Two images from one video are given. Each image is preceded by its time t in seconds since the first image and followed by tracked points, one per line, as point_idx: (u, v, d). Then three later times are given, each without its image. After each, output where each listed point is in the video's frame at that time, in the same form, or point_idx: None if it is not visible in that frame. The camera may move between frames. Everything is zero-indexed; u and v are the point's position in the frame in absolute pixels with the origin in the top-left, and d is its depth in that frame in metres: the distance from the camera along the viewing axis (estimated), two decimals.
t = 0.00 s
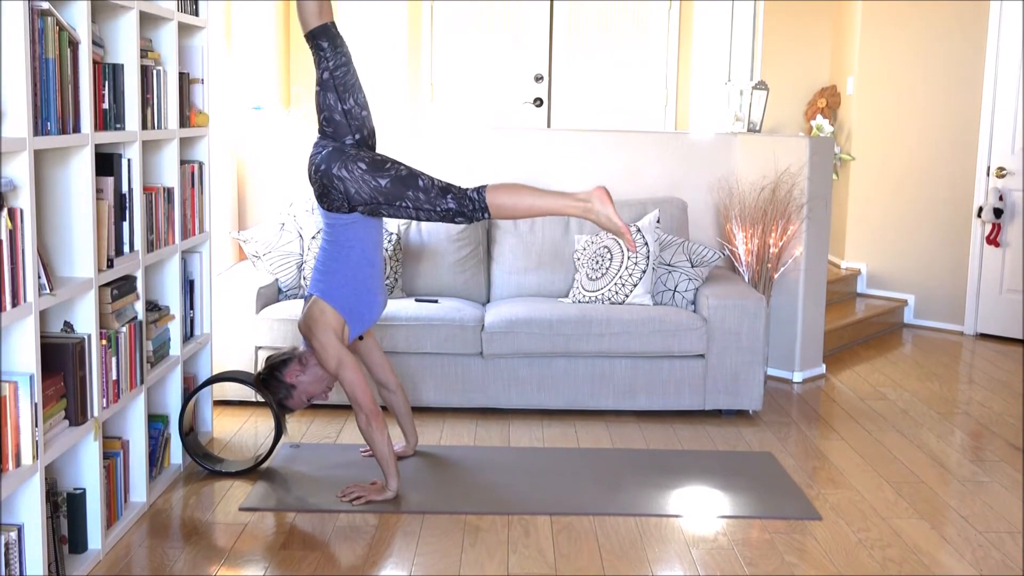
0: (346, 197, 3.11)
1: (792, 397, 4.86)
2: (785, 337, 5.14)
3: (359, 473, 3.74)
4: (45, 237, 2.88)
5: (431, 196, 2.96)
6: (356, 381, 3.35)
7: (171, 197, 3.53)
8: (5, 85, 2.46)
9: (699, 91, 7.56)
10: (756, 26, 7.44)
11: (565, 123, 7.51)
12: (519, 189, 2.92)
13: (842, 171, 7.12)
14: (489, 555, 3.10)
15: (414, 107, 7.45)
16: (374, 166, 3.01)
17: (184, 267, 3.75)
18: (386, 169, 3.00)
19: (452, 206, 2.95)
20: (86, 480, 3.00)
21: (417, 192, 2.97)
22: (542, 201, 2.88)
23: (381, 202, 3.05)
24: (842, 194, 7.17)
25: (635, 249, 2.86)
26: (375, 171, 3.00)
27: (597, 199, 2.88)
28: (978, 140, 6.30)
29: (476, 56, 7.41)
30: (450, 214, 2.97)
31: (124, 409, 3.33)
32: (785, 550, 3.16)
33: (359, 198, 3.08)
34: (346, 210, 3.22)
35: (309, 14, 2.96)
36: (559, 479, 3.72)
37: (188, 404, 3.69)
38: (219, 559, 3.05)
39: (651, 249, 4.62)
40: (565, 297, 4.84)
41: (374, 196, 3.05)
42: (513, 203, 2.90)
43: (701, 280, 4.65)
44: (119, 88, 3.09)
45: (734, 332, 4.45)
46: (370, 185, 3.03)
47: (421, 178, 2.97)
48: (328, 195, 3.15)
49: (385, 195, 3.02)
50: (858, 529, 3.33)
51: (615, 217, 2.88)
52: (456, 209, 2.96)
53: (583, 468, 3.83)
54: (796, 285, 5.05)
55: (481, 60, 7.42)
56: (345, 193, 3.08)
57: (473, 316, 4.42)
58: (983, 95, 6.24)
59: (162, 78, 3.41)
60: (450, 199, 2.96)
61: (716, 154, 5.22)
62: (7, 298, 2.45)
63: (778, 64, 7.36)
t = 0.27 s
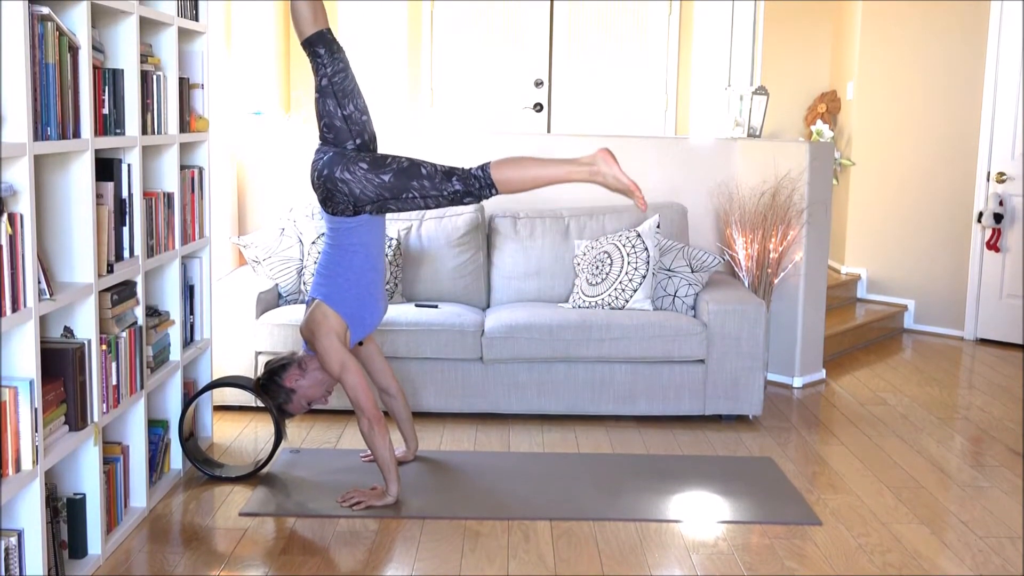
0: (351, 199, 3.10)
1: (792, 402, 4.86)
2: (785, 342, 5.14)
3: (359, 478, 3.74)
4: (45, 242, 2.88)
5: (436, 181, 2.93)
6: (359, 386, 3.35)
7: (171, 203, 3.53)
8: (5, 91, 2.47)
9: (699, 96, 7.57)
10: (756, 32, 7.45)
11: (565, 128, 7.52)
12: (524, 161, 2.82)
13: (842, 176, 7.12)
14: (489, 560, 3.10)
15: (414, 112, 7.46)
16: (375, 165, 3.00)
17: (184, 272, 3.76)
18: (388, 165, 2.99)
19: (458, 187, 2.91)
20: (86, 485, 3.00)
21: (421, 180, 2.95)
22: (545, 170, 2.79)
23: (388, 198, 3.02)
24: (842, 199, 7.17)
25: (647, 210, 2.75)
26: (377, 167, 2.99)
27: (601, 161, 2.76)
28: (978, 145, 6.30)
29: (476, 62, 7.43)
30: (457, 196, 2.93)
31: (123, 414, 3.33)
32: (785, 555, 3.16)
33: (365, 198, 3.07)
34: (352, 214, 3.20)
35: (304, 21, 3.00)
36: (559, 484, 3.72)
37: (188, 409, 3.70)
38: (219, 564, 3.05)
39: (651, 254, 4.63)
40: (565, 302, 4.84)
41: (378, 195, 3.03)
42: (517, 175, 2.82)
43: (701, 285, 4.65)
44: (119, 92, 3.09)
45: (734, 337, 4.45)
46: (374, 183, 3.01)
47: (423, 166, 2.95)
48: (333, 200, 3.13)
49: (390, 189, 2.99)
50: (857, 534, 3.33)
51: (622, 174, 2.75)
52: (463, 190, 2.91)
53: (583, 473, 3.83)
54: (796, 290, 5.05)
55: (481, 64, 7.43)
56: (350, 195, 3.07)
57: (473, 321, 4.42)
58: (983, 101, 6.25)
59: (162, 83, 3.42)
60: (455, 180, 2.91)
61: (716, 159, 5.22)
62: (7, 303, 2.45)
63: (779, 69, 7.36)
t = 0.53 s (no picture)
0: (357, 202, 3.10)
1: (792, 408, 4.86)
2: (785, 348, 5.14)
3: (359, 484, 3.74)
4: (46, 247, 2.89)
5: (440, 172, 2.95)
6: (359, 392, 3.36)
7: (171, 208, 3.54)
8: (5, 96, 2.47)
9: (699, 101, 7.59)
10: (756, 37, 7.46)
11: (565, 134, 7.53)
12: (524, 144, 2.87)
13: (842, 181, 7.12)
14: (489, 566, 3.10)
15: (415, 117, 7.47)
16: (378, 165, 3.01)
17: (184, 277, 3.76)
18: (390, 163, 3.00)
19: (463, 175, 2.93)
20: (86, 491, 3.00)
21: (425, 174, 2.96)
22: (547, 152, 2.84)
23: (394, 196, 3.03)
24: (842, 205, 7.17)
25: (651, 185, 2.79)
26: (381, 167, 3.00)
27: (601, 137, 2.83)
28: (978, 150, 6.31)
29: (476, 68, 7.44)
30: (462, 185, 2.95)
31: (123, 419, 3.33)
32: (785, 560, 3.16)
33: (371, 200, 3.07)
34: (356, 217, 3.20)
35: (310, 26, 2.99)
36: (558, 489, 3.72)
37: (188, 414, 3.70)
38: (219, 569, 3.05)
39: (651, 260, 4.63)
40: (564, 307, 4.85)
41: (384, 195, 3.04)
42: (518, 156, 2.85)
43: (701, 290, 4.65)
44: (119, 97, 3.10)
45: (734, 342, 4.45)
46: (378, 183, 3.02)
47: (426, 159, 2.98)
48: (339, 203, 3.14)
49: (395, 186, 3.00)
50: (857, 539, 3.33)
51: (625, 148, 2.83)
52: (467, 178, 2.94)
53: (582, 479, 3.83)
54: (796, 296, 5.05)
55: (481, 70, 7.45)
56: (355, 197, 3.07)
57: (473, 326, 4.42)
58: (983, 106, 6.26)
59: (162, 88, 3.42)
60: (459, 169, 2.94)
61: (716, 165, 5.23)
62: (7, 309, 2.46)
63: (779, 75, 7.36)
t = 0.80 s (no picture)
0: (354, 207, 3.12)
1: (792, 413, 4.86)
2: (785, 353, 5.14)
3: (359, 489, 3.74)
4: (45, 252, 2.89)
5: (436, 174, 2.99)
6: (359, 397, 3.36)
7: (171, 213, 3.54)
8: (5, 102, 2.48)
9: (699, 107, 7.60)
10: (756, 42, 7.48)
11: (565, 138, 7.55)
12: (521, 144, 2.93)
13: (842, 186, 7.12)
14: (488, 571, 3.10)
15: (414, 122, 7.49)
16: (374, 169, 3.03)
17: (184, 283, 3.77)
18: (387, 166, 3.02)
19: (460, 174, 2.97)
20: (86, 496, 3.00)
21: (422, 176, 3.00)
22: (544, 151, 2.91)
23: (391, 200, 3.05)
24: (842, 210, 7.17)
25: (645, 180, 2.86)
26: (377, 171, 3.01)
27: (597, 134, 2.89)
28: (978, 155, 6.32)
29: (475, 73, 7.46)
30: (459, 185, 2.99)
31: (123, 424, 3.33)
32: (784, 566, 3.15)
33: (369, 204, 3.08)
34: (354, 223, 3.21)
35: (302, 33, 3.01)
36: (558, 494, 3.73)
37: (188, 419, 3.70)
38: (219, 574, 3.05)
39: (651, 265, 4.64)
40: (565, 312, 4.85)
41: (382, 199, 3.05)
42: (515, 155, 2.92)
43: (701, 295, 4.65)
44: (119, 102, 3.11)
45: (734, 348, 4.45)
46: (375, 188, 3.03)
47: (422, 161, 3.00)
48: (336, 209, 3.15)
49: (392, 190, 3.02)
50: (858, 544, 3.33)
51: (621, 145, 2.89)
52: (464, 178, 2.97)
53: (582, 484, 3.83)
54: (796, 301, 5.05)
55: (480, 75, 7.46)
56: (353, 202, 3.08)
57: (473, 331, 4.43)
58: (983, 111, 6.27)
59: (162, 93, 3.43)
60: (455, 169, 2.98)
61: (716, 170, 5.23)
62: (7, 314, 2.46)
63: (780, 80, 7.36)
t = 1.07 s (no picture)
0: (357, 210, 3.13)
1: (792, 418, 4.86)
2: (785, 357, 5.14)
3: (359, 494, 3.74)
4: (45, 258, 2.90)
5: (434, 167, 3.00)
6: (359, 402, 3.36)
7: (171, 218, 3.55)
8: (5, 108, 2.49)
9: (700, 112, 7.61)
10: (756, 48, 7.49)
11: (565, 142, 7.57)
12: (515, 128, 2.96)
13: (842, 192, 7.12)
14: None
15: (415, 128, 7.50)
16: (373, 170, 3.04)
17: (184, 288, 3.78)
18: (384, 166, 3.04)
19: (457, 165, 2.98)
20: (86, 501, 3.00)
21: (420, 171, 3.01)
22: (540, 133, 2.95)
23: (391, 198, 3.06)
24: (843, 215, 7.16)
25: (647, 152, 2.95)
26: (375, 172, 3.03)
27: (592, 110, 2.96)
28: (978, 160, 6.32)
29: (475, 79, 7.47)
30: (457, 176, 3.00)
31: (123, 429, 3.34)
32: (785, 571, 3.15)
33: (371, 206, 3.10)
34: (356, 226, 3.21)
35: (299, 39, 3.01)
36: (558, 499, 3.72)
37: (188, 425, 3.70)
38: None
39: (651, 270, 4.64)
40: (565, 317, 4.85)
41: (383, 199, 3.07)
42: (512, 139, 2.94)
43: (701, 300, 4.66)
44: (119, 107, 3.11)
45: (734, 353, 4.45)
46: (375, 189, 3.04)
47: (419, 157, 3.02)
48: (338, 213, 3.16)
49: (391, 188, 3.03)
50: (857, 549, 3.33)
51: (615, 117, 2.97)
52: (462, 168, 2.98)
53: (582, 489, 3.83)
54: (796, 306, 5.05)
55: (481, 81, 7.47)
56: (355, 205, 3.10)
57: (473, 336, 4.43)
58: (983, 116, 6.27)
59: (162, 98, 3.44)
60: (452, 160, 2.99)
61: (715, 175, 5.23)
62: (7, 319, 2.46)
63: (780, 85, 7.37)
